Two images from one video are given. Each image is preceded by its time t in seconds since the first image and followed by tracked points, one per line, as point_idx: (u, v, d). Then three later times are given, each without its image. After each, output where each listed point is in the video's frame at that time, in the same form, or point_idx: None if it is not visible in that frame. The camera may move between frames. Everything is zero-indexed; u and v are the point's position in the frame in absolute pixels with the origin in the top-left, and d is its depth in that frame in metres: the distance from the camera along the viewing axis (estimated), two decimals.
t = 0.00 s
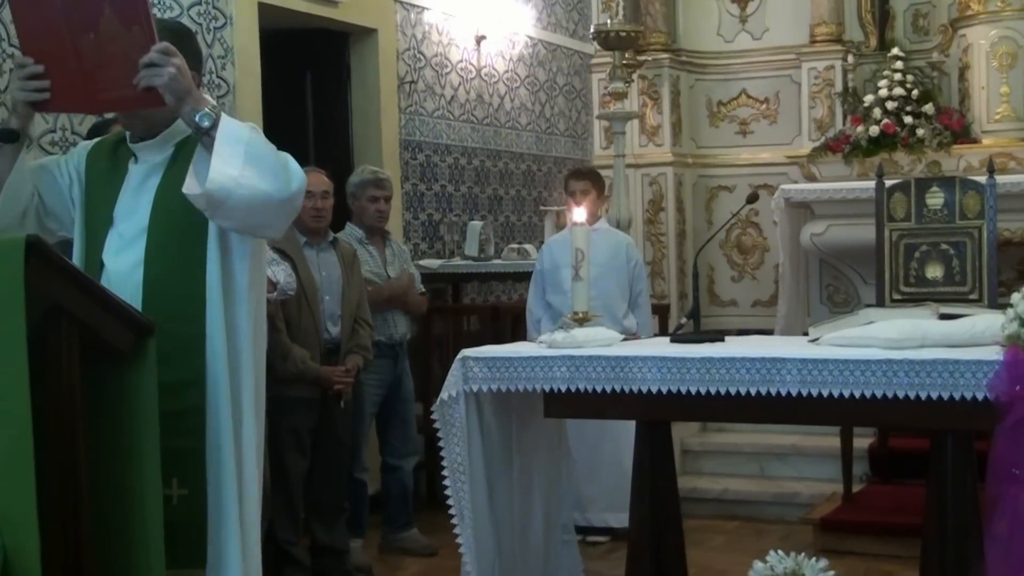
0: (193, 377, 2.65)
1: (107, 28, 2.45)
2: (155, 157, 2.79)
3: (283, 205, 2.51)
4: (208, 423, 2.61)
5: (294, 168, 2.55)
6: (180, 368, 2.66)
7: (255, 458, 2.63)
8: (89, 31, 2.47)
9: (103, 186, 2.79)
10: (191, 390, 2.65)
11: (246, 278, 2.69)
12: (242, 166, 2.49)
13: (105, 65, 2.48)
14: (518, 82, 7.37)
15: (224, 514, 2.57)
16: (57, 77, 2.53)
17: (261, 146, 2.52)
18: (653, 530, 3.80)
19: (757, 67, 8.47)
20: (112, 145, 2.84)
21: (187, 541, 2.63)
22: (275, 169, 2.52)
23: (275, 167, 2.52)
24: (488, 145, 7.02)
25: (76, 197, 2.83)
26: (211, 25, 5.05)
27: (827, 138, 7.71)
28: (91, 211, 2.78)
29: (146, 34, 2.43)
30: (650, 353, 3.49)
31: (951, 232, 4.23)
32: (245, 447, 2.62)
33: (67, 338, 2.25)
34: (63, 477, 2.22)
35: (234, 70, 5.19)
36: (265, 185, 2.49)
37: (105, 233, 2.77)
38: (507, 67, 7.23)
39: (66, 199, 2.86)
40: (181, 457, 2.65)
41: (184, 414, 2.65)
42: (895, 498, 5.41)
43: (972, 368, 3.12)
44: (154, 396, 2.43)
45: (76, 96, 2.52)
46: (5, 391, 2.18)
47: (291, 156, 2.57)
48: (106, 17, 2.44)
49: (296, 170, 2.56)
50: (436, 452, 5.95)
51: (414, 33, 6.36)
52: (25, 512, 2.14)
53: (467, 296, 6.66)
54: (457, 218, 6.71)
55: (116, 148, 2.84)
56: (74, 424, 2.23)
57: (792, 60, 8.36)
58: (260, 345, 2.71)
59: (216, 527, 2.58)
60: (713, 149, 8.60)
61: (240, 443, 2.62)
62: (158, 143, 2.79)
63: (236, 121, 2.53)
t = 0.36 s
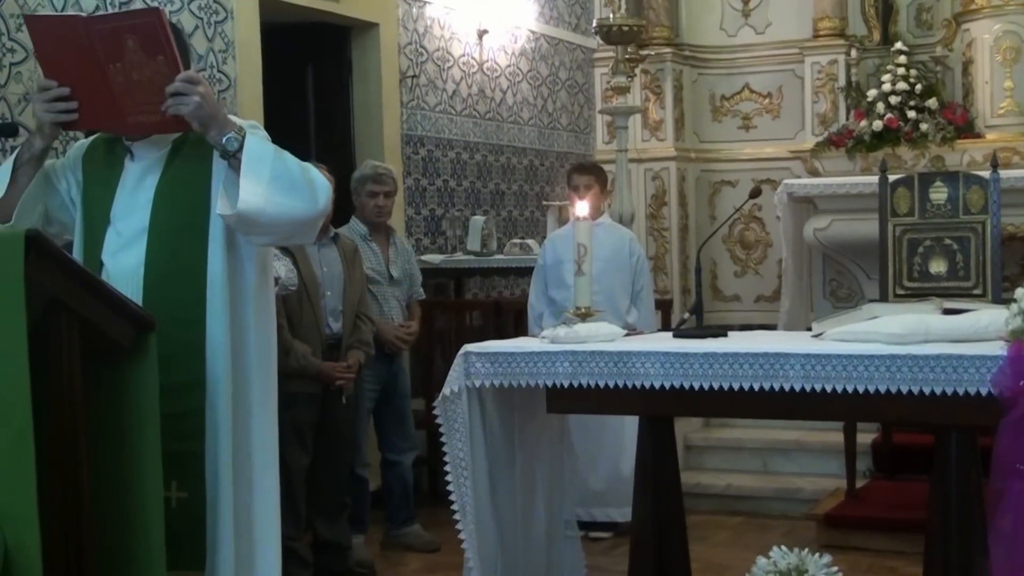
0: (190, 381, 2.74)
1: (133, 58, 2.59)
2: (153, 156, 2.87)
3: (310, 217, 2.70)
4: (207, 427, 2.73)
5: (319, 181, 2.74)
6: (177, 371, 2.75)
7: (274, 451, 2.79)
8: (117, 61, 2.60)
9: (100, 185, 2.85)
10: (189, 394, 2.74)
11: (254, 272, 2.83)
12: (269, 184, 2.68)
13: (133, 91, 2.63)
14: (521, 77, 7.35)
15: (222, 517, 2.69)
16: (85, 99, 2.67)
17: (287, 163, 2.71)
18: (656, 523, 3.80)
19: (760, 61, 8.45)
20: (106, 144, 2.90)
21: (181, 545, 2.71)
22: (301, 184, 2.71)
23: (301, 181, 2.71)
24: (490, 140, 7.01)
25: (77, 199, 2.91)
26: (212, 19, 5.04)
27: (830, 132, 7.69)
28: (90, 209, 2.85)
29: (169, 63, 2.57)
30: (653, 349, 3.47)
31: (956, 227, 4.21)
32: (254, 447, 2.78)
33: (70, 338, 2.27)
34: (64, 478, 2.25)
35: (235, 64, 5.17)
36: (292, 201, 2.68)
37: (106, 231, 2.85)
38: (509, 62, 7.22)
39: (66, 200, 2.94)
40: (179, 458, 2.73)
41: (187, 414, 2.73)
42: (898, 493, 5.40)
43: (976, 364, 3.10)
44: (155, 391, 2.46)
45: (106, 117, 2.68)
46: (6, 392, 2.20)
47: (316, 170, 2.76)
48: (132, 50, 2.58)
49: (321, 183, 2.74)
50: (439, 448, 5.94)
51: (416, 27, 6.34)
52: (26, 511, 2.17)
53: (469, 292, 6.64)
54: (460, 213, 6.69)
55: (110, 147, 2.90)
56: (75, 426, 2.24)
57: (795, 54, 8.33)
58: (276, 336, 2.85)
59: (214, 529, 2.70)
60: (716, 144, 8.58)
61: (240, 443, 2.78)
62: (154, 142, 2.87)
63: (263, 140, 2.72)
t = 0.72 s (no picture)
0: (193, 380, 2.74)
1: (139, 57, 2.57)
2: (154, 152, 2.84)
3: (319, 215, 2.68)
4: (212, 428, 2.71)
5: (327, 179, 2.72)
6: (180, 370, 2.75)
7: (288, 452, 2.76)
8: (123, 60, 2.58)
9: (99, 180, 2.83)
10: (193, 393, 2.73)
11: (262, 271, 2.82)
12: (278, 183, 2.65)
13: (139, 90, 2.61)
14: (526, 70, 7.32)
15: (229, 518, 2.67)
16: (89, 95, 2.65)
17: (296, 162, 2.68)
18: (665, 519, 3.78)
19: (767, 55, 8.41)
20: (105, 139, 2.87)
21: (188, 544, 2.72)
22: (310, 182, 2.68)
23: (310, 179, 2.68)
24: (495, 134, 6.98)
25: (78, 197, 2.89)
26: (215, 13, 5.02)
27: (838, 126, 7.65)
28: (89, 206, 2.82)
29: (176, 62, 2.56)
30: (661, 344, 3.44)
31: (964, 221, 4.18)
32: (264, 446, 2.76)
33: (74, 334, 2.24)
34: (68, 477, 2.23)
35: (238, 58, 5.15)
36: (301, 198, 2.66)
37: (105, 228, 2.82)
38: (514, 56, 7.19)
39: (66, 198, 2.92)
40: (180, 457, 2.72)
41: (192, 414, 2.72)
42: (907, 489, 5.37)
43: (986, 358, 3.07)
44: (157, 387, 2.43)
45: (110, 114, 2.66)
46: (8, 392, 2.18)
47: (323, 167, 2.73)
48: (139, 49, 2.55)
49: (329, 181, 2.72)
50: (444, 444, 5.91)
51: (421, 20, 6.32)
52: (31, 510, 2.14)
53: (474, 287, 6.62)
54: (465, 208, 6.67)
55: (109, 142, 2.87)
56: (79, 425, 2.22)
57: (802, 47, 8.29)
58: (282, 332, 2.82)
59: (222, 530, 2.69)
60: (723, 138, 8.55)
61: (252, 444, 2.76)
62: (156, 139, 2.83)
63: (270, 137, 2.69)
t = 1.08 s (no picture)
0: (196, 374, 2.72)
1: (150, 71, 2.49)
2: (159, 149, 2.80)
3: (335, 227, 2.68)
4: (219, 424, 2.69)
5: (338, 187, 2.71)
6: (185, 369, 2.73)
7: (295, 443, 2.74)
8: (131, 75, 2.49)
9: (103, 180, 2.79)
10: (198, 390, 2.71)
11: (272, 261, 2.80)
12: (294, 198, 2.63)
13: (150, 102, 2.54)
14: (534, 65, 7.29)
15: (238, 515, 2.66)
16: (96, 106, 2.58)
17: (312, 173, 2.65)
18: (672, 517, 3.75)
19: (776, 48, 8.38)
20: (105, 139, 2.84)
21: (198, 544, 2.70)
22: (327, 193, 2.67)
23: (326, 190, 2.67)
24: (503, 129, 6.95)
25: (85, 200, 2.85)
26: (220, 6, 5.00)
27: (848, 120, 7.62)
28: (94, 205, 2.78)
29: (190, 75, 2.49)
30: (670, 339, 3.42)
31: (974, 216, 4.16)
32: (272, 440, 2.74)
33: (79, 331, 2.22)
34: (73, 475, 2.21)
35: (243, 52, 5.12)
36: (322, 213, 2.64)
37: (111, 226, 2.78)
38: (521, 50, 7.15)
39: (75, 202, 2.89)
40: (187, 457, 2.71)
41: (196, 413, 2.71)
42: (917, 485, 5.33)
43: (997, 353, 3.04)
44: (164, 383, 2.41)
45: (119, 124, 2.60)
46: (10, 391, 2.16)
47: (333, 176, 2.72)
48: (149, 66, 2.48)
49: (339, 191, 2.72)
50: (451, 441, 5.89)
51: (427, 14, 6.29)
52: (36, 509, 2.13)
53: (481, 283, 6.59)
54: (472, 203, 6.64)
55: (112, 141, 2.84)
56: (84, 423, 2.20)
57: (811, 41, 8.26)
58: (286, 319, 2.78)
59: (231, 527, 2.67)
60: (732, 133, 8.51)
61: (262, 439, 2.74)
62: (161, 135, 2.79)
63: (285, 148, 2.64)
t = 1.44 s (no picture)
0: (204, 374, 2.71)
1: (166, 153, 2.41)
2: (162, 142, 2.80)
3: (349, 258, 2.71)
4: (228, 427, 2.70)
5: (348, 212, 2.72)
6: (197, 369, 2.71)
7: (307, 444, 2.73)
8: (146, 160, 2.41)
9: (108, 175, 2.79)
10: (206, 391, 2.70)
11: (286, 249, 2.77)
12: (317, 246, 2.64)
13: (164, 181, 2.47)
14: (543, 60, 7.26)
15: (250, 516, 2.69)
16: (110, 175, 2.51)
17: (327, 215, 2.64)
18: (684, 515, 3.72)
19: (788, 42, 8.34)
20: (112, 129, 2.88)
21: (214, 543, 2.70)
22: (341, 230, 2.67)
23: (340, 227, 2.67)
24: (512, 124, 6.92)
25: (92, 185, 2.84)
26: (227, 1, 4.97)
27: (860, 115, 7.57)
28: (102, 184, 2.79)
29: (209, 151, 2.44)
30: (681, 335, 3.39)
31: (987, 211, 4.11)
32: (283, 440, 2.72)
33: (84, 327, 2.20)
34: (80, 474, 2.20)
35: (250, 47, 5.10)
36: (338, 253, 2.66)
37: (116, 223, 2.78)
38: (531, 45, 7.12)
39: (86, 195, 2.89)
40: (197, 459, 2.70)
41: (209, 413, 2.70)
42: (930, 483, 5.30)
43: (1011, 349, 3.01)
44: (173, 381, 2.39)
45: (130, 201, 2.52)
46: (15, 388, 2.15)
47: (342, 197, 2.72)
48: (165, 146, 2.40)
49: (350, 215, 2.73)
50: (461, 439, 5.87)
51: (436, 9, 6.25)
52: (42, 509, 2.13)
53: (491, 280, 6.56)
54: (481, 199, 6.62)
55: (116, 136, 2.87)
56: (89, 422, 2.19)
57: (823, 35, 8.22)
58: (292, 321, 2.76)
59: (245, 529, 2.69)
60: (743, 128, 8.48)
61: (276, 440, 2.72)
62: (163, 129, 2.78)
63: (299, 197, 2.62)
